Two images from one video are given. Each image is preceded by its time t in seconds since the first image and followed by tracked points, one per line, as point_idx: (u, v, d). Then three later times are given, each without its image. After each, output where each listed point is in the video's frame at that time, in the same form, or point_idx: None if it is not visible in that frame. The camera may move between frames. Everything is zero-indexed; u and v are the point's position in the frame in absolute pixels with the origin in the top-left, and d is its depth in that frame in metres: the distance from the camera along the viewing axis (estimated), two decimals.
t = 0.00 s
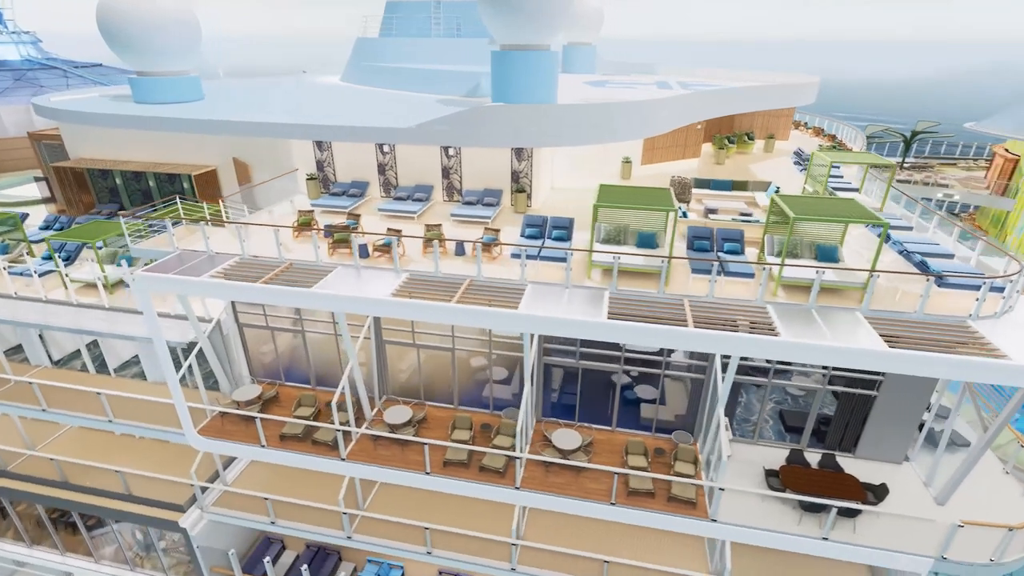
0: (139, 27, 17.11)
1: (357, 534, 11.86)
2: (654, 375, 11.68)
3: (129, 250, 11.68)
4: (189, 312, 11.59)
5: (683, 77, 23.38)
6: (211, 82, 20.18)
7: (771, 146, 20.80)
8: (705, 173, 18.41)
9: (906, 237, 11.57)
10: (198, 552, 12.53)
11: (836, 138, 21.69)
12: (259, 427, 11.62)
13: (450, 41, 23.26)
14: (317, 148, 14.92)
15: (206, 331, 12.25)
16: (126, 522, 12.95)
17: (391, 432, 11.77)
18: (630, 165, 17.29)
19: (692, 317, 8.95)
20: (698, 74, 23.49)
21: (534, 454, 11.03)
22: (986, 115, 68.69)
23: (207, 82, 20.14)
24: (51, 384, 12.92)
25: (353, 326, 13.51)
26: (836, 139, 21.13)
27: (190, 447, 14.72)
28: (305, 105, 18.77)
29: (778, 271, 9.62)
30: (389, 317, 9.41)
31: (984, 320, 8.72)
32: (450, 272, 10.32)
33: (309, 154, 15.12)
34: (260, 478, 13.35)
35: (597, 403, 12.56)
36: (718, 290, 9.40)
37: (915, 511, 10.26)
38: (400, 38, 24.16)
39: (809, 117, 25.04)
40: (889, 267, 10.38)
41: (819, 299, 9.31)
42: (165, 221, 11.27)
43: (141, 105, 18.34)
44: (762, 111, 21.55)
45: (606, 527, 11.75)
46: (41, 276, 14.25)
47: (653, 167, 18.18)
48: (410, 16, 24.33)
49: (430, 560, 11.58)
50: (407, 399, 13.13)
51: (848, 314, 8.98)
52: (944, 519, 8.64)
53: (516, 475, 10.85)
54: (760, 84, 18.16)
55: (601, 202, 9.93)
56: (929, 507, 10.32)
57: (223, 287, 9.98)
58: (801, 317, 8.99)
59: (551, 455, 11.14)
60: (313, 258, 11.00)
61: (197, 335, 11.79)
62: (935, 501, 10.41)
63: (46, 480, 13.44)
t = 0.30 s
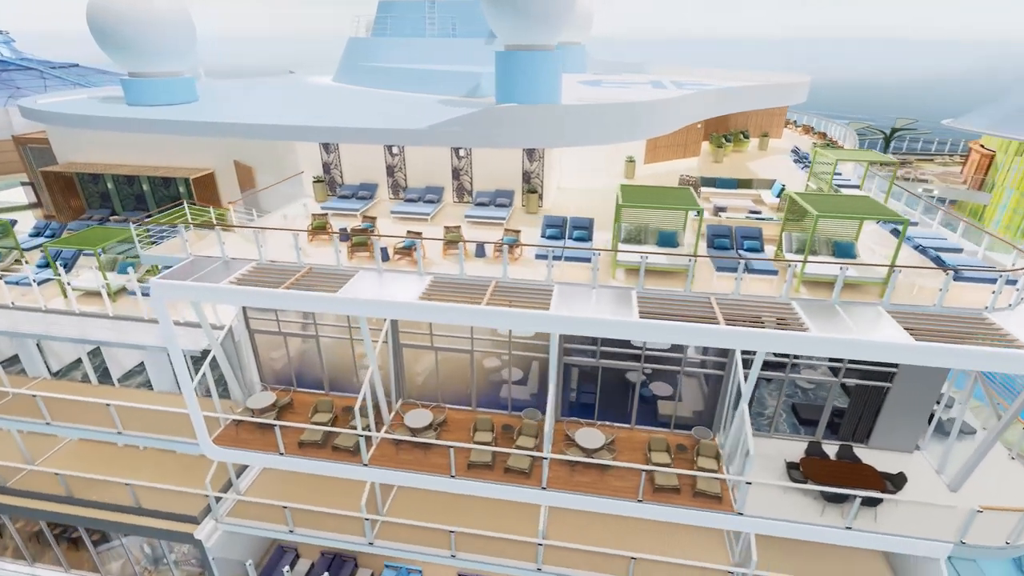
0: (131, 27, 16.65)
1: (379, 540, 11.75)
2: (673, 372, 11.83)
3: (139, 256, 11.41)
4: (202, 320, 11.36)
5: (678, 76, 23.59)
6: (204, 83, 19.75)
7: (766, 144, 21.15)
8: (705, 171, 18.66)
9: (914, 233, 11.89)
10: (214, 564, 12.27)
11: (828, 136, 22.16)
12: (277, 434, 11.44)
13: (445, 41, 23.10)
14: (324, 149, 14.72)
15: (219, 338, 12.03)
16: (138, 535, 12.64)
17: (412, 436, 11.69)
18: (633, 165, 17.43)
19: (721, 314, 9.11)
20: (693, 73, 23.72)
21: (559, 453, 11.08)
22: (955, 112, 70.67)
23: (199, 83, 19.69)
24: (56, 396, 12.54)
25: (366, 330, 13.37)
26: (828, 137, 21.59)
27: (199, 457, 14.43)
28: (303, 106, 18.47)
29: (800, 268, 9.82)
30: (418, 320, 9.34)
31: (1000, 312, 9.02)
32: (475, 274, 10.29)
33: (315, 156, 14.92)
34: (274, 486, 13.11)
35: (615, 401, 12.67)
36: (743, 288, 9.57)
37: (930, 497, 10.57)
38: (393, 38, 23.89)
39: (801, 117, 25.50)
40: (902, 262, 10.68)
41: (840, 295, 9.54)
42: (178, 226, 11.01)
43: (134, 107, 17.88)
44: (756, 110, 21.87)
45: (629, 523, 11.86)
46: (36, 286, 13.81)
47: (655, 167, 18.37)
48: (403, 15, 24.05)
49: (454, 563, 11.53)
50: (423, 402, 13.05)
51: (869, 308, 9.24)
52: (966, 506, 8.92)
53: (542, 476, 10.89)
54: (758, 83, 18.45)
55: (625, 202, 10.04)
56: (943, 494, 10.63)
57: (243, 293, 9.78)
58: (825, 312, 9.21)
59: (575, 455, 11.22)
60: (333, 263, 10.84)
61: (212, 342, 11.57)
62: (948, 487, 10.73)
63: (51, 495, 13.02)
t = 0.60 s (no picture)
0: (126, 27, 16.23)
1: (403, 544, 11.71)
2: (692, 368, 12.02)
3: (153, 262, 11.19)
4: (219, 326, 11.18)
5: (673, 75, 23.86)
6: (198, 83, 19.36)
7: (761, 142, 21.50)
8: (706, 169, 18.95)
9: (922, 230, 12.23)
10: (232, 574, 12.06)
11: (820, 135, 22.64)
12: (298, 441, 11.31)
13: (442, 40, 23.01)
14: (332, 151, 14.56)
15: (235, 344, 11.87)
16: (152, 548, 12.37)
17: (434, 438, 11.68)
18: (637, 164, 17.60)
19: (749, 310, 9.27)
20: (688, 72, 24.01)
21: (583, 452, 11.19)
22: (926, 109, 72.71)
23: (194, 84, 19.28)
24: (63, 407, 12.19)
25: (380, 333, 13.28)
26: (820, 136, 22.08)
27: (209, 466, 14.17)
28: (303, 107, 18.21)
29: (822, 264, 10.05)
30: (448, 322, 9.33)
31: (1012, 303, 9.37)
32: (500, 275, 10.32)
33: (323, 159, 14.74)
34: (290, 492, 12.95)
35: (634, 399, 12.84)
36: (767, 284, 9.76)
37: (942, 483, 10.93)
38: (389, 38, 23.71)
39: (793, 116, 25.96)
40: (914, 257, 10.99)
41: (860, 289, 9.79)
42: (194, 231, 10.80)
43: (128, 109, 17.45)
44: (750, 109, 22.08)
45: (651, 518, 12.01)
46: (34, 294, 13.44)
47: (657, 166, 18.58)
48: (398, 14, 23.85)
49: (479, 564, 11.54)
50: (441, 404, 13.04)
51: (889, 302, 9.51)
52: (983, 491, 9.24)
53: (568, 474, 10.98)
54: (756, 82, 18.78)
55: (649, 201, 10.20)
56: (954, 480, 10.99)
57: (268, 298, 9.65)
58: (848, 307, 9.45)
59: (599, 452, 11.35)
60: (354, 266, 10.74)
61: (228, 349, 11.41)
62: (958, 473, 11.09)
63: (58, 509, 12.65)
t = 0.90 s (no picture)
0: (122, 27, 15.84)
1: (428, 546, 11.69)
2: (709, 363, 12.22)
3: (169, 267, 11.01)
4: (238, 331, 11.04)
5: (667, 75, 24.18)
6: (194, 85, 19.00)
7: (756, 141, 21.89)
8: (706, 168, 19.26)
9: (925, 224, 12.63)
10: None
11: (811, 133, 23.18)
12: (321, 445, 11.22)
13: (438, 41, 22.97)
14: (341, 153, 14.40)
15: (253, 350, 11.75)
16: (168, 559, 12.15)
17: (457, 439, 11.70)
18: (640, 163, 17.80)
19: (773, 306, 9.50)
20: (682, 72, 24.35)
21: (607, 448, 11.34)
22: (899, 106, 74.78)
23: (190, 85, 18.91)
24: (74, 418, 11.90)
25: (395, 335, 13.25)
26: (812, 134, 22.62)
27: (221, 474, 13.96)
28: (304, 109, 18.01)
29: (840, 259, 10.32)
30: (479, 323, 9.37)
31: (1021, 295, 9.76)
32: (525, 275, 10.39)
33: (332, 161, 14.59)
34: (306, 496, 12.71)
35: (652, 395, 13.04)
36: (788, 280, 10.01)
37: (952, 469, 11.31)
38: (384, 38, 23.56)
39: (785, 115, 26.50)
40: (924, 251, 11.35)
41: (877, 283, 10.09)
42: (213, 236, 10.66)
43: (124, 112, 17.05)
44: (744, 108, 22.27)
45: (671, 512, 12.19)
46: (36, 303, 13.07)
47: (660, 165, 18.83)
48: (392, 14, 23.67)
49: (505, 563, 11.59)
50: (458, 405, 13.09)
51: (905, 295, 9.83)
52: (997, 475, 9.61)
53: (593, 471, 11.10)
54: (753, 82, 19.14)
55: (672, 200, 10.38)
56: (963, 465, 11.39)
57: (295, 302, 9.57)
58: (867, 300, 9.73)
59: (622, 448, 11.51)
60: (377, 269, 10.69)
61: (247, 354, 11.29)
62: (967, 459, 11.48)
63: (68, 523, 12.33)
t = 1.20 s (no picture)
0: (120, 26, 15.48)
1: (453, 546, 11.71)
2: (723, 358, 12.50)
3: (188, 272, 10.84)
4: (259, 335, 10.92)
5: (663, 74, 24.48)
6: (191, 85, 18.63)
7: (751, 139, 22.33)
8: (707, 166, 19.61)
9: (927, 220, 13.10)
10: None
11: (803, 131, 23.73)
12: (346, 449, 11.18)
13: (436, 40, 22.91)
14: (352, 154, 14.39)
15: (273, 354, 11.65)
16: (187, 568, 11.97)
17: (481, 438, 11.75)
18: (644, 162, 18.00)
19: (796, 300, 9.74)
20: (677, 71, 24.68)
21: (631, 443, 11.51)
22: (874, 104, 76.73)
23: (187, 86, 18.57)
24: (87, 427, 11.64)
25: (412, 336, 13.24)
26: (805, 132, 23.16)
27: (236, 480, 13.76)
28: (307, 109, 17.83)
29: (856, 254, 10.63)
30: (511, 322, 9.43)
31: None
32: (551, 274, 10.48)
33: (342, 162, 14.60)
34: (325, 500, 12.60)
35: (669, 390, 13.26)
36: (808, 275, 10.28)
37: (960, 455, 11.73)
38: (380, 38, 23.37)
39: (777, 114, 27.06)
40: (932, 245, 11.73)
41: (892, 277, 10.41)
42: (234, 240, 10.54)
43: (122, 113, 16.66)
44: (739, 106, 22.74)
45: (690, 505, 12.42)
46: (41, 310, 12.74)
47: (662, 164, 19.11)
48: (389, 13, 23.52)
49: (530, 560, 11.69)
50: (477, 404, 13.14)
51: (919, 288, 10.17)
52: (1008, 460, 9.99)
53: (618, 466, 11.26)
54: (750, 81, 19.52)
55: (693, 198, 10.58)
56: (969, 451, 11.82)
57: (324, 306, 9.51)
58: (884, 294, 10.04)
59: (645, 444, 11.69)
60: (402, 271, 10.69)
61: (269, 359, 11.20)
62: (972, 445, 11.91)
63: (81, 535, 12.05)
